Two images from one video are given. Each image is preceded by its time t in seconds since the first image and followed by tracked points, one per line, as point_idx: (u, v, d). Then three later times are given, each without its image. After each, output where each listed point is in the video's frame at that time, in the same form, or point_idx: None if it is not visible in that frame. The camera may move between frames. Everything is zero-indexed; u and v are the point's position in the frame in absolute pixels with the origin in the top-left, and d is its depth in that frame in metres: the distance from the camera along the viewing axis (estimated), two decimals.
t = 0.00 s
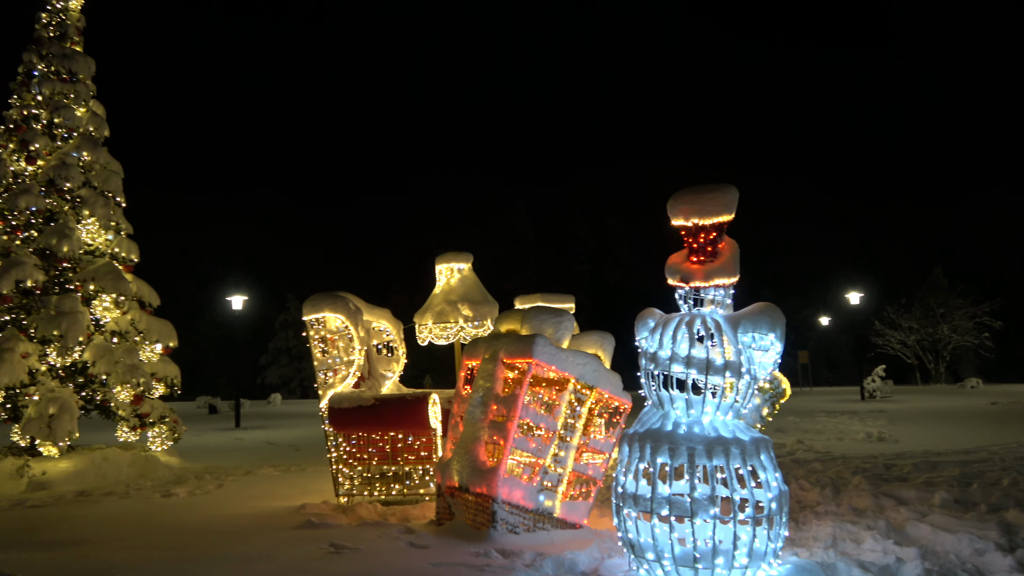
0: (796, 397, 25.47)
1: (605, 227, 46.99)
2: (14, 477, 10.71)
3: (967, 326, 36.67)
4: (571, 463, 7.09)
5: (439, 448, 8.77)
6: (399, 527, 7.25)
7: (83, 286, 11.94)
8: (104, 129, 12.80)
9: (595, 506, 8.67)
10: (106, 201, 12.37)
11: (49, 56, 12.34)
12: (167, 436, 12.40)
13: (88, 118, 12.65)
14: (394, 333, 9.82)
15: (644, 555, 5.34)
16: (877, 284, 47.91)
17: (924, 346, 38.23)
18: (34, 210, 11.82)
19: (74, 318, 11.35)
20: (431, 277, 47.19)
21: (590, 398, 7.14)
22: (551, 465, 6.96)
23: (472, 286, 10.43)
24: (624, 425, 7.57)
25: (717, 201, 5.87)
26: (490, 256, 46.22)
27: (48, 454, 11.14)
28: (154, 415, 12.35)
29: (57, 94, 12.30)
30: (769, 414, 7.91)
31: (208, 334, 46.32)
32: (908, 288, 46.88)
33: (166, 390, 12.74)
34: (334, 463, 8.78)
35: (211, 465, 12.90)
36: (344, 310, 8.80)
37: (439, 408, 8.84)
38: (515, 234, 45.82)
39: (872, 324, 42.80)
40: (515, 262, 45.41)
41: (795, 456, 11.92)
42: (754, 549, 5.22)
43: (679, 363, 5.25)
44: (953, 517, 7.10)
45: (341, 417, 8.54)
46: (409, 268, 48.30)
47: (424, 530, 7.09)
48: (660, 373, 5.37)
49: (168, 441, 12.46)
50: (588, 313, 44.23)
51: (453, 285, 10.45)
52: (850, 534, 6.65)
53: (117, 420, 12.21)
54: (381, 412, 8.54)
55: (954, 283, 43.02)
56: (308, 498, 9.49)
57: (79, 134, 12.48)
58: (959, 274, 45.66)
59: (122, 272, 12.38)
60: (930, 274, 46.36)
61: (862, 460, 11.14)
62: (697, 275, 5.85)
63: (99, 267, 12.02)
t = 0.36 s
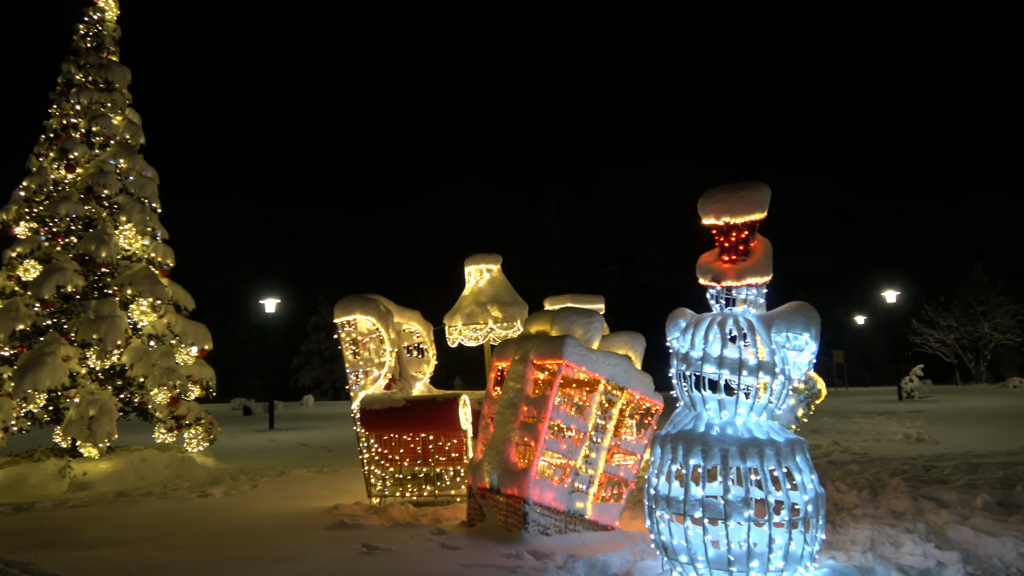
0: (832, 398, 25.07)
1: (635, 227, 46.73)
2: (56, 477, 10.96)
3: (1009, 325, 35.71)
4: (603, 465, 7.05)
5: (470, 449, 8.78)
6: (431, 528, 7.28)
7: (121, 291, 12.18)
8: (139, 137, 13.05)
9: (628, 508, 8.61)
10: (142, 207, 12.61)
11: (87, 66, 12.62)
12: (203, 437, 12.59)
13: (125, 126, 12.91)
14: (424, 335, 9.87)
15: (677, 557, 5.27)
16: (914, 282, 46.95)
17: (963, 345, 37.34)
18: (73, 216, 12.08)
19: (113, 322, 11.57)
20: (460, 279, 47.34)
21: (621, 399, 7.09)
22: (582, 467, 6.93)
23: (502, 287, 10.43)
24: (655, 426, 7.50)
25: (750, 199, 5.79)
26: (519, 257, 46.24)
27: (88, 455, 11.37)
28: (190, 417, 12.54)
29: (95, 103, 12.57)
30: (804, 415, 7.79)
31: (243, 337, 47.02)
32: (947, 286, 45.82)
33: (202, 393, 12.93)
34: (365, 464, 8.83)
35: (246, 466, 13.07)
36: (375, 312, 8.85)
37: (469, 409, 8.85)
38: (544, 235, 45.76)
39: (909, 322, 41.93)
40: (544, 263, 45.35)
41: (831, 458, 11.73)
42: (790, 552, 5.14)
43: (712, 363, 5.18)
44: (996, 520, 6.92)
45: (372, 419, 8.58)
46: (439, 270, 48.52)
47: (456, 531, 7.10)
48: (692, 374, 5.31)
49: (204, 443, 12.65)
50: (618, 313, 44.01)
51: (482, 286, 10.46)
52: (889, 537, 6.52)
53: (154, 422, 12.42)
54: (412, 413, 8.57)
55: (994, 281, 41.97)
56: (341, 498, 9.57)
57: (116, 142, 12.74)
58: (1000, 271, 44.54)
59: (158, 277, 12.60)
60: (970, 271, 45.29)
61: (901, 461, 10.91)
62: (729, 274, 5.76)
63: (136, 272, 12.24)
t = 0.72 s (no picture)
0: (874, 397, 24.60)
1: (669, 226, 46.42)
2: (102, 476, 11.22)
3: None
4: (639, 465, 6.99)
5: (505, 449, 8.79)
6: (467, 528, 7.30)
7: (163, 294, 12.43)
8: (179, 143, 13.30)
9: (665, 509, 8.54)
10: (183, 212, 12.87)
11: (128, 76, 12.91)
12: (244, 437, 12.80)
13: (165, 134, 13.18)
14: (459, 336, 9.88)
15: (715, 560, 5.20)
16: (958, 279, 45.82)
17: (1011, 343, 36.31)
18: (117, 222, 12.36)
19: (156, 325, 11.82)
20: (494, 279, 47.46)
21: (657, 400, 7.02)
22: (618, 467, 6.88)
23: (536, 287, 10.41)
24: (692, 427, 7.41)
25: (787, 195, 5.70)
26: (553, 257, 46.17)
27: (133, 455, 11.62)
28: (231, 417, 12.74)
29: (136, 111, 12.86)
30: (846, 415, 7.64)
31: (280, 339, 47.65)
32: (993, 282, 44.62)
33: (242, 394, 13.14)
34: (402, 465, 8.88)
35: (285, 466, 13.26)
36: (411, 313, 8.90)
37: (504, 409, 8.85)
38: (578, 234, 45.63)
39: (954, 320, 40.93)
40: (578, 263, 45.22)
41: (873, 459, 11.49)
42: (831, 555, 5.04)
43: (749, 363, 5.10)
44: None
45: (408, 419, 8.63)
46: (473, 271, 48.72)
47: (492, 531, 7.11)
48: (729, 374, 5.23)
49: (244, 443, 12.86)
50: (653, 313, 43.70)
51: (516, 287, 10.46)
52: (934, 541, 6.36)
53: (196, 422, 12.66)
54: (447, 413, 8.59)
55: None
56: (378, 498, 9.64)
57: (157, 149, 13.01)
58: None
59: (199, 280, 12.84)
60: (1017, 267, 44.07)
61: (946, 462, 10.65)
62: (766, 272, 5.66)
63: (177, 276, 12.49)
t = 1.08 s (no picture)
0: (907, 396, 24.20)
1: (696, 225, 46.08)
2: (136, 476, 11.41)
3: None
4: (667, 466, 6.93)
5: (532, 450, 8.79)
6: (495, 528, 7.30)
7: (194, 297, 12.60)
8: (209, 148, 13.48)
9: (694, 510, 8.47)
10: (213, 216, 13.05)
11: (159, 83, 13.12)
12: (274, 438, 12.97)
13: (195, 139, 13.37)
14: (485, 337, 9.88)
15: (745, 562, 5.14)
16: (994, 276, 44.90)
17: None
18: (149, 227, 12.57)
19: (187, 327, 11.99)
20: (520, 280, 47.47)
21: (685, 400, 6.97)
22: (646, 468, 6.84)
23: (562, 288, 10.39)
24: (720, 428, 7.34)
25: (816, 193, 5.62)
26: (579, 257, 46.04)
27: (166, 455, 11.80)
28: (261, 418, 12.89)
29: (167, 117, 13.06)
30: (878, 415, 7.51)
31: (309, 341, 48.08)
32: None
33: (271, 395, 13.28)
34: (429, 465, 8.93)
35: (314, 466, 13.38)
36: (437, 315, 8.93)
37: (530, 410, 8.84)
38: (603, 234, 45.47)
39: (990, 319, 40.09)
40: (604, 262, 45.05)
41: (907, 460, 11.29)
42: (865, 558, 4.96)
43: (779, 363, 5.03)
44: None
45: (436, 420, 8.65)
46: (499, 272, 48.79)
47: (520, 532, 7.10)
48: (758, 374, 5.16)
49: (274, 443, 13.03)
50: (680, 312, 43.41)
51: (542, 287, 10.44)
52: (971, 543, 6.23)
53: (227, 423, 12.82)
54: (474, 414, 8.60)
55: None
56: (406, 499, 9.69)
57: (188, 154, 13.20)
58: None
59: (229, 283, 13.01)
60: None
61: (983, 464, 10.42)
62: (796, 271, 5.57)
63: (208, 279, 12.66)
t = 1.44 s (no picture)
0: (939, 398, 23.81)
1: (721, 225, 45.76)
2: (166, 474, 11.58)
3: None
4: (692, 468, 6.88)
5: (556, 451, 8.77)
6: (519, 529, 7.29)
7: (222, 298, 12.76)
8: (237, 151, 13.64)
9: (720, 513, 8.40)
10: (241, 217, 13.21)
11: (188, 87, 13.30)
12: (300, 437, 13.10)
13: (223, 142, 13.55)
14: (509, 337, 9.88)
15: (772, 566, 5.08)
16: None
17: None
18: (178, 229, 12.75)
19: (216, 328, 12.14)
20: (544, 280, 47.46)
21: (711, 401, 6.91)
22: (671, 470, 6.79)
23: (586, 288, 10.35)
24: (747, 429, 7.28)
25: (845, 191, 5.54)
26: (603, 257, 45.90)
27: (195, 454, 11.96)
28: (288, 418, 13.02)
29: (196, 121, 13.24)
30: (909, 418, 7.39)
31: (335, 341, 48.49)
32: None
33: (298, 394, 13.41)
34: (454, 465, 8.95)
35: (340, 465, 13.49)
36: (461, 315, 8.94)
37: (555, 410, 8.83)
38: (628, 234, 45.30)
39: None
40: (628, 262, 44.86)
41: (938, 463, 11.10)
42: (894, 562, 4.88)
43: (806, 365, 4.96)
44: None
45: (460, 420, 8.66)
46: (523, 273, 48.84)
47: (544, 533, 7.09)
48: (785, 375, 5.10)
49: (301, 442, 13.16)
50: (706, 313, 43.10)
51: (566, 288, 10.41)
52: (1004, 549, 6.11)
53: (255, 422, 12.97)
54: (498, 414, 8.60)
55: None
56: (430, 498, 9.72)
57: (215, 157, 13.36)
58: None
59: (256, 284, 13.15)
60: None
61: (1017, 467, 10.21)
62: (824, 271, 5.49)
63: (236, 280, 12.82)
